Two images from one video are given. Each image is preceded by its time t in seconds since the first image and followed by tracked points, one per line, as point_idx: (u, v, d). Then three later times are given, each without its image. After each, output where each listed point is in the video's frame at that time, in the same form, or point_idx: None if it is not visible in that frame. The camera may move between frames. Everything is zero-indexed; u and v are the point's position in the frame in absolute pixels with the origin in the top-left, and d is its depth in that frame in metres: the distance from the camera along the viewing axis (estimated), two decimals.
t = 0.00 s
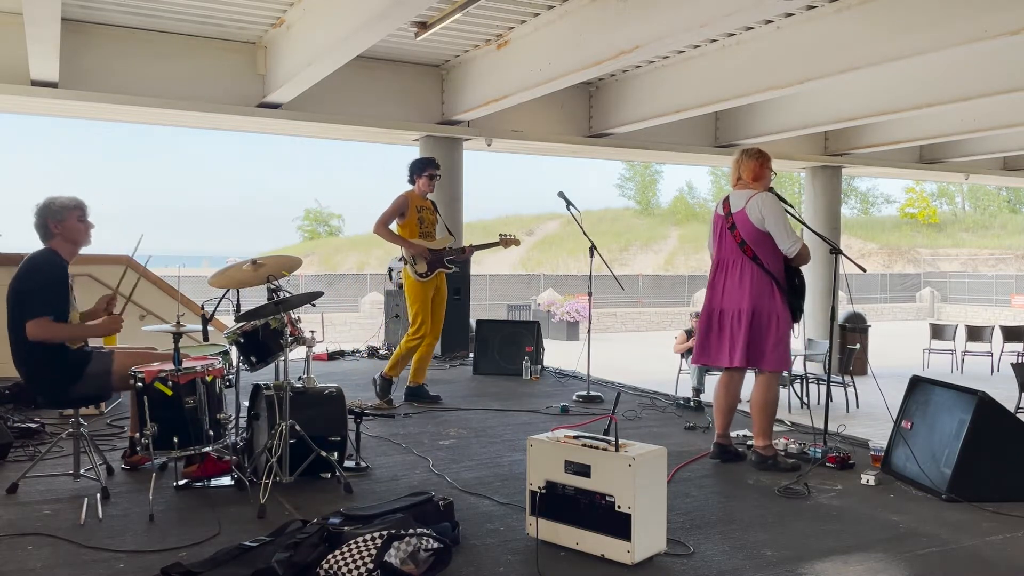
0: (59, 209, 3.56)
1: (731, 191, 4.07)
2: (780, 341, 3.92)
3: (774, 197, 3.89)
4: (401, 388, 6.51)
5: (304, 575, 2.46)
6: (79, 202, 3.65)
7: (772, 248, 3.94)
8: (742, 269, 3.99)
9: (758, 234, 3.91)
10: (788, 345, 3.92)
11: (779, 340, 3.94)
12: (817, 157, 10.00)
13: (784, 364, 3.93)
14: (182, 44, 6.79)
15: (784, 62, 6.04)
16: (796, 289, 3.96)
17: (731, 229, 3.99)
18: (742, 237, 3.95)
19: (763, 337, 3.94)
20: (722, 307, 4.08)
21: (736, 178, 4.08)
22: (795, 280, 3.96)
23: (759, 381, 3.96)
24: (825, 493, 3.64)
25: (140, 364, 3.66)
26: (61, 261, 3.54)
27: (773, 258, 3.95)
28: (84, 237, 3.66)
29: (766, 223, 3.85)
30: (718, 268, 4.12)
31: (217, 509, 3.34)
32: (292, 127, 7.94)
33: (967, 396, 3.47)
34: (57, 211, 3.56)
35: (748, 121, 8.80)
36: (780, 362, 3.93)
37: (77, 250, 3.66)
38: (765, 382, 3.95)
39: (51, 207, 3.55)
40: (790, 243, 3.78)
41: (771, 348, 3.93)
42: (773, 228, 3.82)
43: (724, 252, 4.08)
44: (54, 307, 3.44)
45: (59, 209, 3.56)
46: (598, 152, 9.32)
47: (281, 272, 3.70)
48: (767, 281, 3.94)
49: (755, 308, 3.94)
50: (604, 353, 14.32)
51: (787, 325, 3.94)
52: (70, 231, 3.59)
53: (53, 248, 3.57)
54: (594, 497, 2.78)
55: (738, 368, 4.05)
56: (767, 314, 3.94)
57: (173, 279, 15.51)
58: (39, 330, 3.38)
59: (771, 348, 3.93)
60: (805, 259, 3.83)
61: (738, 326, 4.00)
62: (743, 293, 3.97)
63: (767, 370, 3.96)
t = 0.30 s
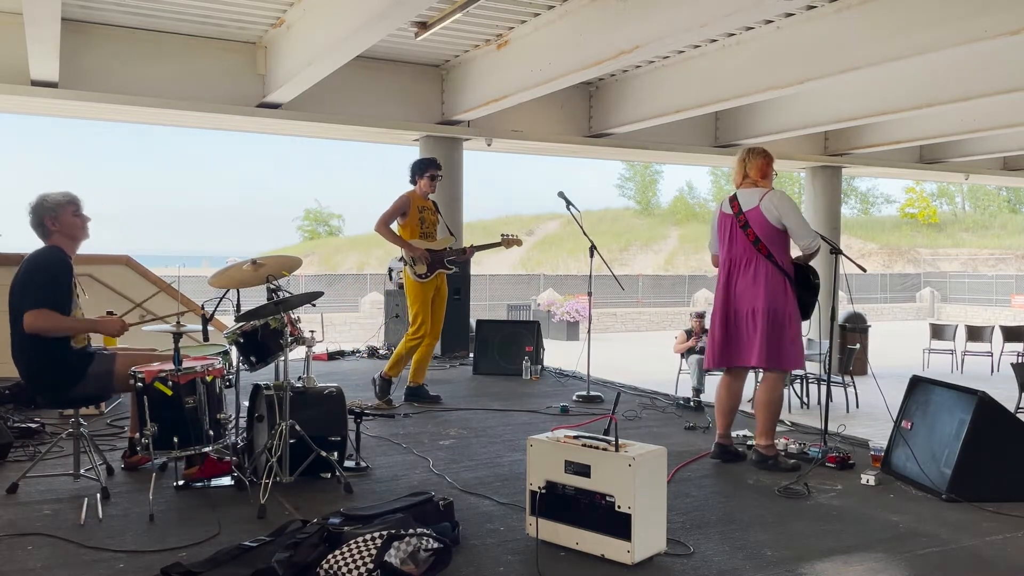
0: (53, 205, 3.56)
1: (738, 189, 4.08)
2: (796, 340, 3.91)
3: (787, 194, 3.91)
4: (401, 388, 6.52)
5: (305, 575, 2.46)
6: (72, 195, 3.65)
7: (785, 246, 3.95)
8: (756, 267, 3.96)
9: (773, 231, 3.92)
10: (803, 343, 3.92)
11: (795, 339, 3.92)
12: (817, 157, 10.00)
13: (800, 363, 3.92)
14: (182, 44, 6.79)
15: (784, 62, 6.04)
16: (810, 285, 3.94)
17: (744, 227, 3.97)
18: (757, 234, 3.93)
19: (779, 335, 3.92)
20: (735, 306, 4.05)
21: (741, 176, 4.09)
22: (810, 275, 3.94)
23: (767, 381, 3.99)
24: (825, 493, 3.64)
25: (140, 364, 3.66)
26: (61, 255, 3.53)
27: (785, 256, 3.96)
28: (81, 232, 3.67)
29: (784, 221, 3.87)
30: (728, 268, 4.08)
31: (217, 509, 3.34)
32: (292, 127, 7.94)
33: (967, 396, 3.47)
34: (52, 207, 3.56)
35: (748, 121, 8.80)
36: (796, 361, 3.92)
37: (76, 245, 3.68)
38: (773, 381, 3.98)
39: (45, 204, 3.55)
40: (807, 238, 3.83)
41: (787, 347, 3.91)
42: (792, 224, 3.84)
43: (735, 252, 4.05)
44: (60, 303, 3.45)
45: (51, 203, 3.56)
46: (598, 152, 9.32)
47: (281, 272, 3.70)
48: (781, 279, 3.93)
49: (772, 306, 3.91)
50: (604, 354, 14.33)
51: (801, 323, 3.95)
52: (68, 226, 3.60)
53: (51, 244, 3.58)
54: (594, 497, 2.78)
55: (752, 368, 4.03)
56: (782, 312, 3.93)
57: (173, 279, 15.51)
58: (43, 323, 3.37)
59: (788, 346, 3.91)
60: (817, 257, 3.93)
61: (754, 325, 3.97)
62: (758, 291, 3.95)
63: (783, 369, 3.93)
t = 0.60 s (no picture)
0: (68, 209, 3.56)
1: (738, 190, 4.08)
2: (802, 339, 3.94)
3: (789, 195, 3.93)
4: (401, 388, 6.52)
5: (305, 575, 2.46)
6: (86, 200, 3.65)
7: (788, 246, 3.97)
8: (761, 268, 3.96)
9: (777, 231, 3.92)
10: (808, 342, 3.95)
11: (801, 338, 3.95)
12: (817, 157, 10.00)
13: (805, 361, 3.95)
14: (182, 44, 6.79)
15: (784, 62, 6.04)
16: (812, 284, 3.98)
17: (747, 227, 3.96)
18: (761, 235, 3.93)
19: (785, 335, 3.94)
20: (739, 307, 4.03)
21: (741, 177, 4.09)
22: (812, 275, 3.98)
23: (769, 381, 3.98)
24: (825, 494, 3.64)
25: (140, 364, 3.66)
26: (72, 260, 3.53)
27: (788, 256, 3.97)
28: (91, 239, 3.67)
29: (788, 221, 3.88)
30: (731, 268, 4.05)
31: (217, 509, 3.34)
32: (292, 127, 7.94)
33: (967, 396, 3.47)
34: (68, 212, 3.56)
35: (748, 121, 8.80)
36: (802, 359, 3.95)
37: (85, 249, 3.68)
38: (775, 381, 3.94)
39: (60, 207, 3.55)
40: (807, 239, 3.86)
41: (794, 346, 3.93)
42: (796, 224, 3.85)
43: (738, 251, 4.03)
44: (83, 310, 3.49)
45: (68, 208, 3.56)
46: (598, 152, 9.32)
47: (282, 272, 3.70)
48: (786, 278, 3.94)
49: (778, 306, 3.92)
50: (604, 354, 14.32)
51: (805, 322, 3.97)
52: (81, 232, 3.61)
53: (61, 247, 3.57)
54: (594, 497, 2.78)
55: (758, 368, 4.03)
56: (788, 311, 3.94)
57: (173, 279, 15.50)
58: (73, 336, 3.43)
59: (794, 347, 3.94)
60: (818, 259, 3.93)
61: (760, 325, 3.97)
62: (764, 292, 3.94)
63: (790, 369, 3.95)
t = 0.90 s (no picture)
0: (56, 207, 3.56)
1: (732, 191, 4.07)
2: (793, 339, 3.93)
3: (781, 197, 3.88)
4: (400, 388, 6.51)
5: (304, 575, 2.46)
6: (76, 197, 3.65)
7: (779, 247, 3.96)
8: (750, 268, 3.97)
9: (766, 233, 3.91)
10: (801, 341, 3.93)
11: (792, 338, 3.93)
12: (817, 157, 10.00)
13: (798, 361, 3.93)
14: (182, 44, 6.79)
15: (784, 61, 6.04)
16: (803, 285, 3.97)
17: (737, 228, 3.97)
18: (750, 236, 3.94)
19: (777, 335, 3.93)
20: (731, 307, 4.05)
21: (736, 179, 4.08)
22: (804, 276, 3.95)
23: (767, 381, 3.97)
24: (826, 494, 3.64)
25: (140, 364, 3.66)
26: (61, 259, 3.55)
27: (779, 257, 3.97)
28: (83, 233, 3.67)
29: (777, 222, 3.85)
30: (722, 269, 4.07)
31: (218, 509, 3.34)
32: (292, 127, 7.94)
33: (967, 396, 3.47)
34: (55, 209, 3.56)
35: (748, 121, 8.80)
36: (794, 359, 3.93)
37: (76, 245, 3.68)
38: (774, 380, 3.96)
39: (47, 205, 3.55)
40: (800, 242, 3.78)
41: (785, 346, 3.92)
42: (785, 227, 3.81)
43: (729, 252, 4.05)
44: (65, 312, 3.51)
45: (56, 205, 3.56)
46: (598, 152, 9.32)
47: (281, 272, 3.70)
48: (776, 279, 3.94)
49: (767, 306, 3.93)
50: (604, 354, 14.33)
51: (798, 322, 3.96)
52: (71, 228, 3.60)
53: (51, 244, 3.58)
54: (594, 497, 2.77)
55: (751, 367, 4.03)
56: (779, 311, 3.94)
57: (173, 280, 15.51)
58: (28, 329, 3.37)
59: (784, 346, 3.93)
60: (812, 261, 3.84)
61: (751, 325, 3.98)
62: (754, 292, 3.95)
63: (782, 369, 3.94)
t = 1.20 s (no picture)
0: (56, 207, 3.56)
1: (728, 190, 4.06)
2: (780, 339, 3.91)
3: (774, 197, 3.87)
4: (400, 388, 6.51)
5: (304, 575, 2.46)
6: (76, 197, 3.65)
7: (772, 247, 3.95)
8: (742, 267, 3.98)
9: (758, 233, 3.91)
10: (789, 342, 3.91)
11: (780, 338, 3.92)
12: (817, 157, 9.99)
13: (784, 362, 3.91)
14: (181, 44, 6.79)
15: (784, 61, 6.04)
16: (796, 286, 3.96)
17: (730, 227, 3.98)
18: (742, 235, 3.94)
19: (764, 334, 3.93)
20: (722, 305, 4.06)
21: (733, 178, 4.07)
22: (794, 276, 3.97)
23: (763, 378, 3.97)
24: (826, 494, 3.64)
25: (140, 364, 3.66)
26: (60, 259, 3.54)
27: (772, 257, 3.96)
28: (83, 233, 3.67)
29: (767, 222, 3.84)
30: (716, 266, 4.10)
31: (218, 509, 3.34)
32: (292, 127, 7.94)
33: (967, 396, 3.47)
34: (55, 209, 3.56)
35: (748, 121, 8.80)
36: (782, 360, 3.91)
37: (77, 245, 3.68)
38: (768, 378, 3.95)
39: (47, 204, 3.55)
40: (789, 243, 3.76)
41: (772, 346, 3.91)
42: (774, 226, 3.81)
43: (723, 250, 4.06)
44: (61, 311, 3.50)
45: (55, 205, 3.56)
46: (598, 151, 9.32)
47: (281, 272, 3.70)
48: (767, 279, 3.94)
49: (756, 305, 3.93)
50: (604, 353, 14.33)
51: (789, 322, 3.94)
52: (71, 227, 3.60)
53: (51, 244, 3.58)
54: (594, 497, 2.77)
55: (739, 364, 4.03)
56: (768, 311, 3.93)
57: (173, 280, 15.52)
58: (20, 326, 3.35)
59: (772, 345, 3.91)
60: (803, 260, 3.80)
61: (740, 324, 3.98)
62: (744, 290, 3.96)
63: (768, 368, 3.93)
